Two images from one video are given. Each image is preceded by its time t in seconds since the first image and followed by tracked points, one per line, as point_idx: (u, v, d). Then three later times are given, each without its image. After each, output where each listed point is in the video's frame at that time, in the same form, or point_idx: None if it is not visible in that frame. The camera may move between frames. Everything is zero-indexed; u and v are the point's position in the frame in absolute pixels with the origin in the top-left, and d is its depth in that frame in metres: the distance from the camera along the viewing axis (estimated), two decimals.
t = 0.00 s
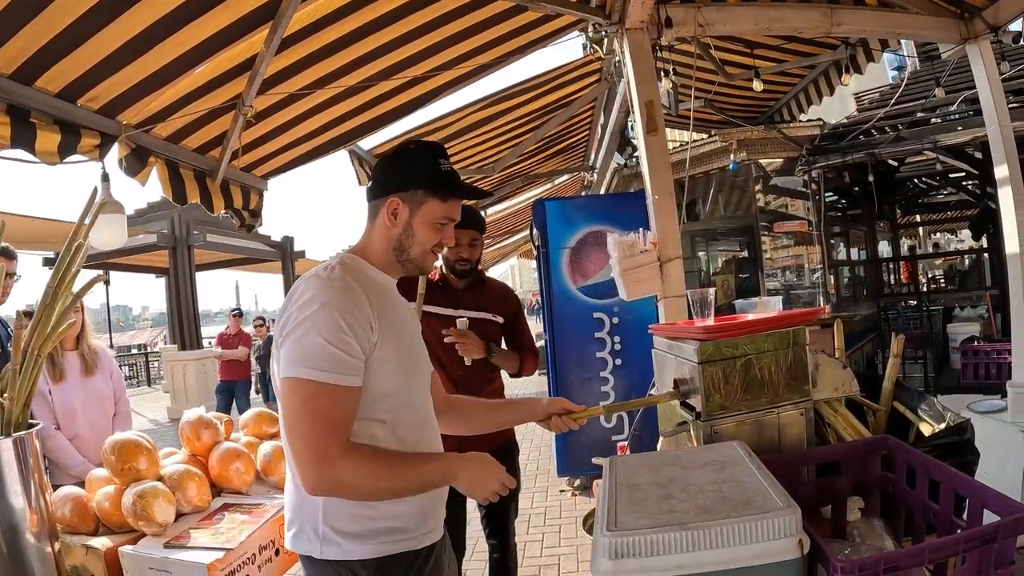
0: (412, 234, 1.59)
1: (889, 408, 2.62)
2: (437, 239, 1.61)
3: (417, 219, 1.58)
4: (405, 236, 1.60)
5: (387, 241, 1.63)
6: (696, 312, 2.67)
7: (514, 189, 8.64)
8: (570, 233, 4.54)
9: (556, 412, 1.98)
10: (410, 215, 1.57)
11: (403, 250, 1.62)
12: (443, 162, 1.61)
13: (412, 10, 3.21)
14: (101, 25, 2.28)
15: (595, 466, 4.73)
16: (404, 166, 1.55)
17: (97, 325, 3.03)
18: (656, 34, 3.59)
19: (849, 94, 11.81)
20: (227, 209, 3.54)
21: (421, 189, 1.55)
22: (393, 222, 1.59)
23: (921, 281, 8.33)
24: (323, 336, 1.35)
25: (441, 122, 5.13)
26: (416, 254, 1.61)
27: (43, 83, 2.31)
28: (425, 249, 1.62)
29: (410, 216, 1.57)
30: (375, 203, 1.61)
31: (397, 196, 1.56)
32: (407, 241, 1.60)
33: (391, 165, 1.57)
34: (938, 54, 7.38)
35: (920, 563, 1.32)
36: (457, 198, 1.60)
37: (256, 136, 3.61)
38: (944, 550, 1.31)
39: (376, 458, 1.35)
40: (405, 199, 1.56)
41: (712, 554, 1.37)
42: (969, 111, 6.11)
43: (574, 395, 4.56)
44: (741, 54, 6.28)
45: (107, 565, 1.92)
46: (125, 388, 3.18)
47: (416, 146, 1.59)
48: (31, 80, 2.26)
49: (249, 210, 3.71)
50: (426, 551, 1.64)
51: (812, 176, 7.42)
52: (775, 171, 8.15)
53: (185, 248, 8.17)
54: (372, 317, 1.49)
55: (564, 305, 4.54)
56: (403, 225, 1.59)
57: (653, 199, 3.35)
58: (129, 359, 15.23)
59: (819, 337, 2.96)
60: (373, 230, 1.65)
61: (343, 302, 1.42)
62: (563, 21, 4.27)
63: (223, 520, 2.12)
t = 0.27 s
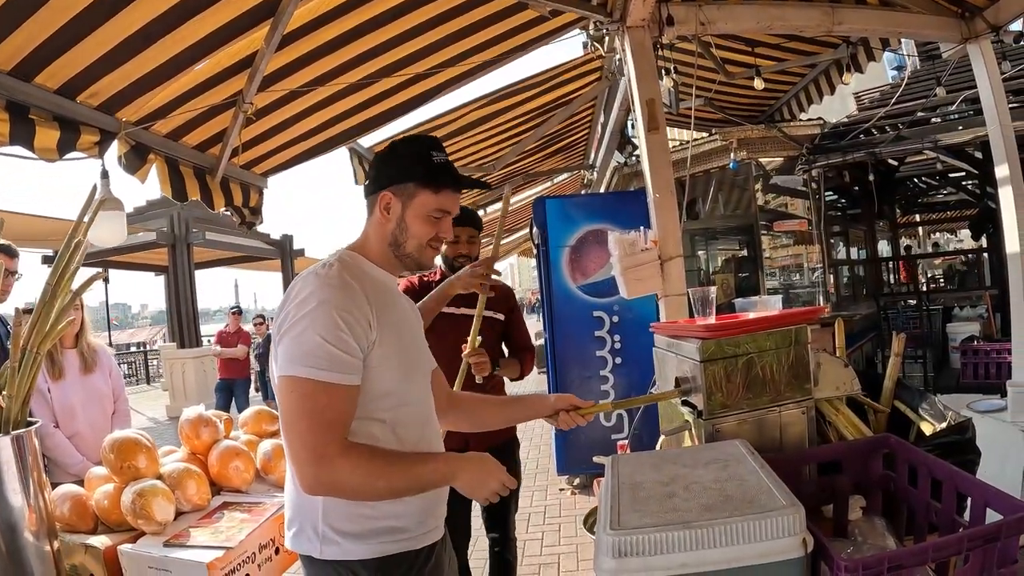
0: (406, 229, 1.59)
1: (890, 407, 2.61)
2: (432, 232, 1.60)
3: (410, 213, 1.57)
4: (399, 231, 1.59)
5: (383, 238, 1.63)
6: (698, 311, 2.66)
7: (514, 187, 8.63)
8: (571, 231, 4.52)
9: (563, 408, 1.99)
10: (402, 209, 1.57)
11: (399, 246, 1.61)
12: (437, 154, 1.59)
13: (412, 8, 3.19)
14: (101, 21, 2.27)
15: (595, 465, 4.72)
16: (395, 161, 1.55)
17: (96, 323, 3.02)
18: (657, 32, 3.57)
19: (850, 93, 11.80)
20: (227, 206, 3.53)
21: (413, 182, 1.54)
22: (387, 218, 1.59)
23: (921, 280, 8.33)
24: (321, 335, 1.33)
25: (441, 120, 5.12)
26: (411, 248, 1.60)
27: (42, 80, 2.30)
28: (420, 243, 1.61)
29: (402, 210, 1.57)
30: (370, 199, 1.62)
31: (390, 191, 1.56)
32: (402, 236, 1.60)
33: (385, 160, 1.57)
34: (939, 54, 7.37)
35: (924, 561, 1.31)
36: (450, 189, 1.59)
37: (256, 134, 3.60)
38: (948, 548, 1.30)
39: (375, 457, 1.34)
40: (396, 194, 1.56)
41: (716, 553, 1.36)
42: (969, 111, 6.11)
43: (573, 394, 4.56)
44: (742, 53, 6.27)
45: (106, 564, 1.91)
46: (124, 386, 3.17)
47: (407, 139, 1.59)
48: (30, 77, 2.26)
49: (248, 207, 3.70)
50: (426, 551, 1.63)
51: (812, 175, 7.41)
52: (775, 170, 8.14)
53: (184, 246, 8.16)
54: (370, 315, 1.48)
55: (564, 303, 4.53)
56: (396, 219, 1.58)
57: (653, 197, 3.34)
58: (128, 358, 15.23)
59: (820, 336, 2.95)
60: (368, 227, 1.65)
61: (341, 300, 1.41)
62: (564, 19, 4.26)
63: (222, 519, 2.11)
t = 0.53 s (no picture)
0: (381, 214, 1.60)
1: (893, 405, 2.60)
2: (407, 213, 1.57)
3: (382, 197, 1.59)
4: (377, 217, 1.61)
5: (370, 227, 1.66)
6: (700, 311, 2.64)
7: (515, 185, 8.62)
8: (573, 230, 4.51)
9: (573, 403, 1.98)
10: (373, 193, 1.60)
11: (382, 234, 1.62)
12: (413, 135, 1.58)
13: (415, 6, 3.18)
14: (103, 17, 2.25)
15: (597, 464, 4.71)
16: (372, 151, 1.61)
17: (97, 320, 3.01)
18: (661, 30, 3.55)
19: (852, 92, 11.78)
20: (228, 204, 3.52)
21: (383, 166, 1.56)
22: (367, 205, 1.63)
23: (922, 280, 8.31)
24: (314, 331, 1.32)
25: (443, 118, 5.10)
26: (390, 233, 1.60)
27: (43, 77, 2.29)
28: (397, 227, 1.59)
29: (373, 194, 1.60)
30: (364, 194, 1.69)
31: (367, 178, 1.62)
32: (380, 222, 1.61)
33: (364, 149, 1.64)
34: (941, 53, 7.36)
35: (930, 560, 1.29)
36: (422, 168, 1.56)
37: (258, 132, 3.58)
38: (956, 547, 1.28)
39: (373, 457, 1.31)
40: (372, 180, 1.60)
41: (723, 552, 1.35)
42: (970, 111, 6.11)
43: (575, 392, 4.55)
44: (745, 51, 6.25)
45: (108, 563, 1.90)
46: (125, 384, 3.15)
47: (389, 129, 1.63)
48: (32, 73, 2.24)
49: (250, 205, 3.69)
50: (428, 553, 1.62)
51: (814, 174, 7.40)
52: (777, 169, 8.12)
53: (184, 245, 8.14)
54: (366, 312, 1.46)
55: (565, 302, 4.52)
56: (375, 207, 1.62)
57: (656, 195, 3.33)
58: (129, 355, 15.21)
59: (822, 334, 2.94)
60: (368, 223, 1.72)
61: (336, 296, 1.39)
62: (567, 18, 4.24)
63: (225, 517, 2.10)
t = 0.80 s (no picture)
0: (380, 207, 1.58)
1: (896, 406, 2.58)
2: (405, 205, 1.56)
3: (379, 189, 1.57)
4: (376, 211, 1.59)
5: (369, 222, 1.64)
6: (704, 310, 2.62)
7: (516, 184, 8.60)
8: (575, 228, 4.49)
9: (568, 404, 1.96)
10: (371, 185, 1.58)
11: (380, 227, 1.60)
12: (410, 126, 1.57)
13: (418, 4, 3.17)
14: (105, 14, 2.24)
15: (599, 463, 4.69)
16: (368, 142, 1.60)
17: (98, 318, 3.00)
18: (665, 29, 3.52)
19: (854, 92, 11.76)
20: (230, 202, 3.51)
21: (380, 156, 1.55)
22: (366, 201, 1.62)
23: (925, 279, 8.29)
24: (303, 331, 1.29)
25: (445, 117, 5.09)
26: (387, 225, 1.57)
27: (45, 74, 2.28)
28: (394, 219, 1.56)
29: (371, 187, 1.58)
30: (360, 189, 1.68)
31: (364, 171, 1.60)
32: (378, 215, 1.59)
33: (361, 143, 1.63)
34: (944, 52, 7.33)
35: (937, 560, 1.28)
36: (420, 159, 1.55)
37: (259, 130, 3.57)
38: (964, 547, 1.27)
39: (362, 466, 1.30)
40: (368, 171, 1.59)
41: (731, 552, 1.33)
42: (973, 111, 6.09)
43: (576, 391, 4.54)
44: (748, 50, 6.23)
45: (110, 562, 1.89)
46: (126, 383, 3.14)
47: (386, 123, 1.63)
48: (33, 71, 2.23)
49: (251, 203, 3.68)
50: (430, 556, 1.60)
51: (816, 173, 7.38)
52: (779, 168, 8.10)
53: (185, 243, 8.12)
54: (359, 310, 1.42)
55: (568, 301, 4.50)
56: (371, 199, 1.60)
57: (659, 193, 3.32)
58: (130, 354, 15.22)
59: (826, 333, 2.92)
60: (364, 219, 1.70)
61: (327, 294, 1.36)
62: (570, 16, 4.23)
63: (227, 517, 2.09)
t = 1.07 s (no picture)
0: (414, 211, 1.48)
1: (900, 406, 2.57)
2: (444, 216, 1.51)
3: (420, 193, 1.47)
4: (405, 213, 1.48)
5: (379, 218, 1.52)
6: (709, 310, 2.61)
7: (519, 183, 8.61)
8: (578, 228, 4.48)
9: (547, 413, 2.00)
10: (411, 188, 1.46)
11: (403, 229, 1.50)
12: (443, 127, 1.52)
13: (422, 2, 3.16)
14: (109, 13, 2.24)
15: (602, 462, 4.68)
16: (400, 137, 1.45)
17: (101, 317, 3.00)
18: (668, 28, 3.52)
19: (857, 91, 11.74)
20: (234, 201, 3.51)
21: (422, 161, 1.45)
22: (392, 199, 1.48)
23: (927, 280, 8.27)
24: (295, 343, 1.19)
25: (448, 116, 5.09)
26: (420, 233, 1.50)
27: (49, 72, 2.28)
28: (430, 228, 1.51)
29: (411, 190, 1.47)
30: (367, 179, 1.50)
31: (397, 167, 1.45)
32: (408, 218, 1.49)
33: (393, 134, 1.46)
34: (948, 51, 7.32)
35: (943, 561, 1.27)
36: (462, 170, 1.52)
37: (263, 128, 3.57)
38: (970, 548, 1.26)
39: (357, 495, 1.25)
40: (405, 172, 1.45)
41: (739, 552, 1.33)
42: (976, 110, 6.07)
43: (579, 391, 4.53)
44: (751, 49, 6.22)
45: (113, 562, 1.88)
46: (129, 381, 3.14)
47: (412, 115, 1.49)
48: (37, 70, 2.23)
49: (255, 201, 3.68)
50: None
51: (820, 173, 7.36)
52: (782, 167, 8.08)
53: (188, 241, 8.13)
54: (354, 319, 1.33)
55: (570, 300, 4.49)
56: (402, 201, 1.47)
57: (664, 192, 3.30)
58: (133, 352, 15.25)
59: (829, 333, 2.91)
60: (363, 212, 1.54)
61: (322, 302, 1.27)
62: (574, 15, 4.23)
63: (231, 517, 2.09)
